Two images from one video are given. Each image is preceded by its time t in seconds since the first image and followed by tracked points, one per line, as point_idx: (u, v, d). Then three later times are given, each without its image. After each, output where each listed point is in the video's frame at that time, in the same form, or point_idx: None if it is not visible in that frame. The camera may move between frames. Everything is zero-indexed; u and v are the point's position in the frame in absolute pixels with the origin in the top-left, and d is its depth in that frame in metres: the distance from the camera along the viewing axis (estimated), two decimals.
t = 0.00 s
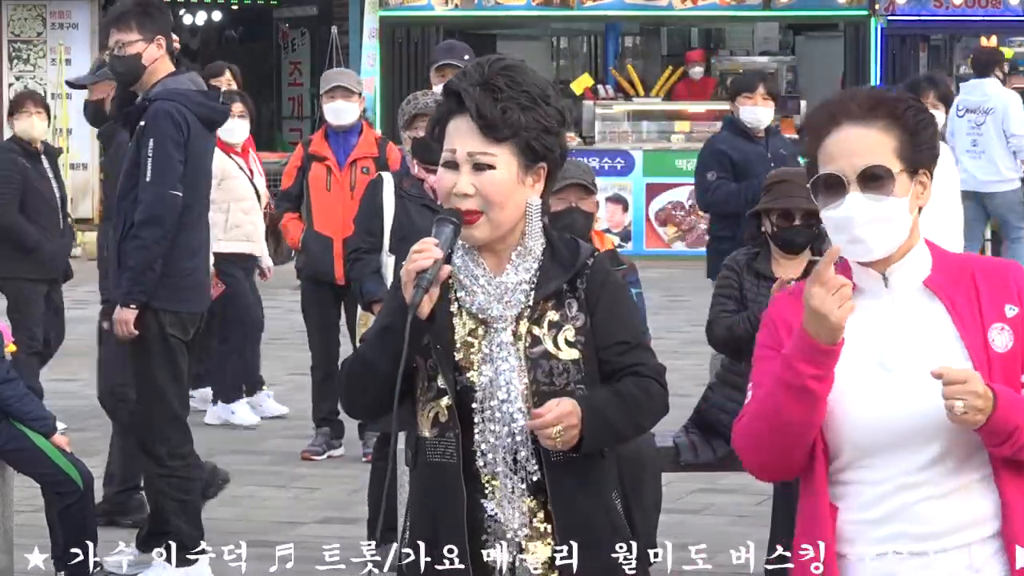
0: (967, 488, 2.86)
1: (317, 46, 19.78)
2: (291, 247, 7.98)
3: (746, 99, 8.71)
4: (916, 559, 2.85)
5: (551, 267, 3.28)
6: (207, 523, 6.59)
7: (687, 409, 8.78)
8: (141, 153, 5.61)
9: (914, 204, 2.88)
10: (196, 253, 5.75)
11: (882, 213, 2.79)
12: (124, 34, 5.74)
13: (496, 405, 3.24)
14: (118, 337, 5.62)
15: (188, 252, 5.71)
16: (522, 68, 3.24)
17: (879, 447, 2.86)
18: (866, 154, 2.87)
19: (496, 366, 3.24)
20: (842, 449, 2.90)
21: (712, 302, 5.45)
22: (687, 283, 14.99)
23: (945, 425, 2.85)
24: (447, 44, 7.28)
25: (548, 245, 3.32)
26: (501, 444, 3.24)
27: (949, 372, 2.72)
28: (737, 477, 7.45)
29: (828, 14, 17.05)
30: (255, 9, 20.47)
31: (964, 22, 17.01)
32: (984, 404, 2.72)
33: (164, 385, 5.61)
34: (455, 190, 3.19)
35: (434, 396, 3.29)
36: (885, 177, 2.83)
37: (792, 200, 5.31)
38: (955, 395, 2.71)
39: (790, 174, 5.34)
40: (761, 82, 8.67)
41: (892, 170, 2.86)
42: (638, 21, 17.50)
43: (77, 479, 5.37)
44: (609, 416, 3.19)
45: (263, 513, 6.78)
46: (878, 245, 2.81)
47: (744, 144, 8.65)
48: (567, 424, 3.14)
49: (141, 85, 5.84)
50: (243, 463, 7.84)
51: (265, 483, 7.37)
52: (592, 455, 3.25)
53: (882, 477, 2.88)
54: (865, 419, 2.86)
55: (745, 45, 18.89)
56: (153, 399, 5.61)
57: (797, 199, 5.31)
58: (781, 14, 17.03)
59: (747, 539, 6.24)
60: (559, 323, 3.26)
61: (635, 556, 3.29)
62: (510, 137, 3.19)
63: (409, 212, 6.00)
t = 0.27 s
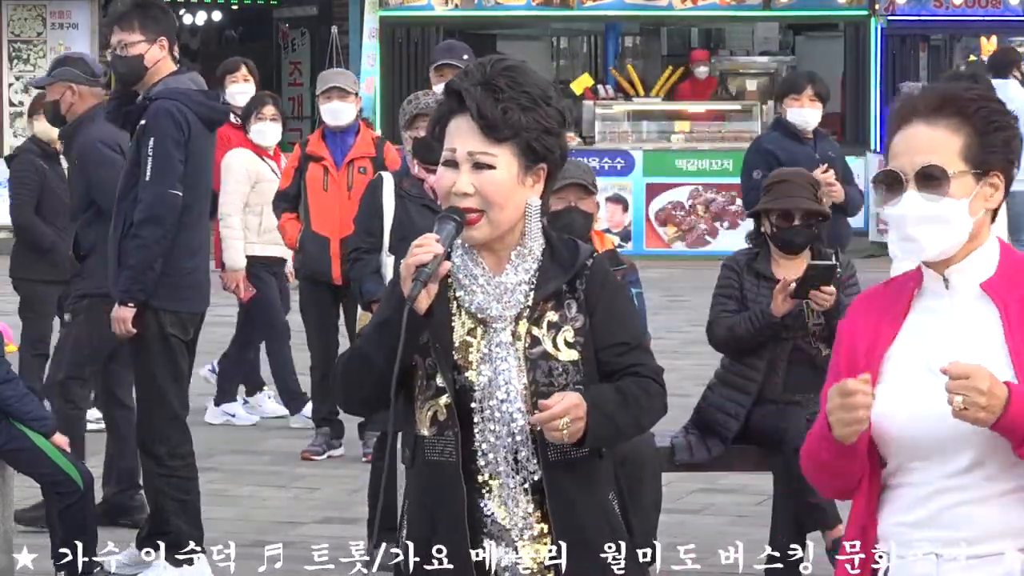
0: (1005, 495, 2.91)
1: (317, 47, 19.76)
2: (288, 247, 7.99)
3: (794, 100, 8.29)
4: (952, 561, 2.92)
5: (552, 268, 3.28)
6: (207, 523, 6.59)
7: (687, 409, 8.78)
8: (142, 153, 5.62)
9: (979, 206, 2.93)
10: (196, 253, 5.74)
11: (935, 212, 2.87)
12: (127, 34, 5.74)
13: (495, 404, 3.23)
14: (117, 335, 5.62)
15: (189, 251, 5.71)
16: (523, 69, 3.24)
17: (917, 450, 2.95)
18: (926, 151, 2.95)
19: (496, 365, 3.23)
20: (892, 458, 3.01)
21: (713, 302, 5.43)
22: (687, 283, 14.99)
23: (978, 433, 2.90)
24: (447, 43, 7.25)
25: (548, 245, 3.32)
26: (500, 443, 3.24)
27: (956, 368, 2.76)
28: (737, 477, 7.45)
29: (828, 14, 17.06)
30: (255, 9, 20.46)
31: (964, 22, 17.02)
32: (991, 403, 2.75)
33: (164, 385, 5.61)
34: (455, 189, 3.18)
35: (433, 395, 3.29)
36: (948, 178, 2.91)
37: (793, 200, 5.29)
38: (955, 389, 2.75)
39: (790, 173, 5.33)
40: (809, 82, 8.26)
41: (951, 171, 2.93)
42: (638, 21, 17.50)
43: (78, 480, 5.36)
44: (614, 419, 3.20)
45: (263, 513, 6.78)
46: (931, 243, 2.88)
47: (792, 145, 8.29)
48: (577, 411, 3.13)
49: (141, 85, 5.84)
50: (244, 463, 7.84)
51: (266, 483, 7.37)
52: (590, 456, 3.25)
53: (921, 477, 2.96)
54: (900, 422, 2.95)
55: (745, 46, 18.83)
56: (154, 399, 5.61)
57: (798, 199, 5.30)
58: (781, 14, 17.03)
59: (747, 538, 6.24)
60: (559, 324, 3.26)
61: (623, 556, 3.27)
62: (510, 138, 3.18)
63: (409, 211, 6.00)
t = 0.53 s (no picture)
0: (982, 505, 2.89)
1: (317, 46, 19.74)
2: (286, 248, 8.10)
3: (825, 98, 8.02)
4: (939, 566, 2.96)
5: (550, 270, 3.27)
6: (207, 523, 6.58)
7: (687, 409, 8.78)
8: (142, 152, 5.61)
9: (1006, 218, 2.90)
10: (196, 253, 5.74)
11: (952, 219, 2.85)
12: (128, 36, 5.74)
13: (487, 404, 3.23)
14: (117, 334, 5.62)
15: (189, 251, 5.71)
16: (531, 70, 3.23)
17: (905, 458, 3.02)
18: (958, 155, 2.92)
19: (488, 365, 3.23)
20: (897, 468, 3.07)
21: (714, 303, 5.42)
22: (687, 283, 14.99)
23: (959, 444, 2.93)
24: (445, 44, 7.23)
25: (551, 247, 3.31)
26: (492, 442, 3.23)
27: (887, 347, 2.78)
28: (736, 477, 7.44)
29: (828, 14, 17.05)
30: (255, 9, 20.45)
31: (964, 22, 17.01)
32: (918, 395, 2.78)
33: (164, 385, 5.60)
34: (457, 187, 3.19)
35: (427, 391, 3.30)
36: (975, 184, 2.89)
37: (792, 200, 5.28)
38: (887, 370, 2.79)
39: (790, 173, 5.33)
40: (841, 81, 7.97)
41: (979, 180, 2.89)
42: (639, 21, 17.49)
43: (78, 480, 5.36)
44: (598, 414, 3.17)
45: (263, 513, 6.77)
46: (948, 249, 2.88)
47: (826, 145, 7.95)
48: (562, 409, 3.11)
49: (141, 86, 5.83)
50: (243, 463, 7.83)
51: (265, 483, 7.36)
52: (584, 459, 3.23)
53: (911, 486, 3.01)
54: (891, 432, 3.05)
55: (745, 45, 18.92)
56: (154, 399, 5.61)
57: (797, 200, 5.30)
58: (781, 14, 17.03)
59: (746, 538, 6.24)
60: (555, 326, 3.25)
61: (613, 555, 3.27)
62: (513, 138, 3.18)
63: (408, 212, 6.00)
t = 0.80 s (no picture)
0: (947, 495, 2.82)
1: (317, 47, 19.73)
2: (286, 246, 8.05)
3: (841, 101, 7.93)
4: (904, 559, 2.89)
5: (554, 271, 3.25)
6: (207, 523, 6.59)
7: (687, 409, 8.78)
8: (140, 153, 5.61)
9: (985, 211, 2.86)
10: (196, 252, 5.75)
11: (937, 214, 2.81)
12: (129, 34, 5.74)
13: (483, 405, 3.23)
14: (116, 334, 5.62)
15: (188, 251, 5.71)
16: (542, 70, 3.21)
17: (873, 444, 2.95)
18: (944, 146, 2.87)
19: (486, 366, 3.23)
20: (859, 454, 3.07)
21: (716, 302, 5.42)
22: (687, 283, 15.00)
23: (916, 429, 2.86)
24: (444, 43, 7.21)
25: (558, 249, 3.30)
26: (488, 443, 3.24)
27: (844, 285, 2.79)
28: (737, 477, 7.44)
29: (828, 14, 17.05)
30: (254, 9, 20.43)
31: (964, 22, 17.00)
32: (864, 338, 2.77)
33: (164, 385, 5.61)
34: (463, 183, 3.19)
35: (428, 390, 3.32)
36: (958, 177, 2.85)
37: (791, 200, 5.28)
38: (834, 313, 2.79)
39: (789, 174, 5.33)
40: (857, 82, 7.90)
41: (967, 172, 2.85)
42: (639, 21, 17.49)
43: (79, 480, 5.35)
44: (587, 419, 3.12)
45: (263, 513, 6.78)
46: (931, 240, 2.84)
47: (846, 148, 7.94)
48: (543, 413, 3.06)
49: (139, 85, 5.84)
50: (243, 463, 7.83)
51: (266, 483, 7.36)
52: (581, 464, 3.21)
53: (877, 475, 2.95)
54: (861, 418, 2.98)
55: (744, 45, 18.97)
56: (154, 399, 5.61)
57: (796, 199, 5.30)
58: (781, 15, 17.02)
59: (746, 538, 6.24)
60: (556, 329, 3.23)
61: (603, 556, 3.22)
62: (520, 137, 3.17)
63: (408, 212, 6.01)
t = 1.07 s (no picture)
0: (903, 498, 2.81)
1: (317, 46, 19.73)
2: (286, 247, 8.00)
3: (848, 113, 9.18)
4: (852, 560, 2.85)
5: (564, 270, 3.26)
6: (207, 523, 6.59)
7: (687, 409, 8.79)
8: (139, 153, 5.61)
9: (919, 213, 2.86)
10: (196, 252, 5.75)
11: (882, 215, 2.79)
12: (129, 35, 5.74)
13: (492, 404, 3.22)
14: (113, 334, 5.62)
15: (188, 251, 5.71)
16: (549, 67, 3.22)
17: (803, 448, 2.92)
18: (881, 150, 2.86)
19: (496, 364, 3.23)
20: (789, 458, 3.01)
21: (713, 304, 5.46)
22: (687, 283, 15.00)
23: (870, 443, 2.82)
24: (444, 43, 7.19)
25: (568, 247, 3.31)
26: (497, 442, 3.23)
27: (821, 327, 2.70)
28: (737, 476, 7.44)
29: (828, 14, 17.04)
30: (254, 9, 20.42)
31: (964, 22, 16.98)
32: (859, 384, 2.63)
33: (164, 385, 5.60)
34: (475, 180, 3.18)
35: (437, 389, 3.32)
36: (900, 181, 2.84)
37: (790, 201, 5.26)
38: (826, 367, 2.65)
39: (788, 174, 5.28)
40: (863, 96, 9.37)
41: (906, 175, 2.85)
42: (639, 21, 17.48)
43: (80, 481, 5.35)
44: (598, 421, 3.11)
45: (263, 513, 6.78)
46: (873, 245, 2.81)
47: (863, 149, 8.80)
48: (543, 411, 3.06)
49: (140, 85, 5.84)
50: (243, 463, 7.83)
51: (266, 483, 7.36)
52: (592, 462, 3.21)
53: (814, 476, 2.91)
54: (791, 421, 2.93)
55: (744, 45, 18.91)
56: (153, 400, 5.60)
57: (794, 199, 5.27)
58: (781, 15, 17.01)
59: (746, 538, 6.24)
60: (566, 327, 3.23)
61: (593, 555, 3.19)
62: (531, 132, 3.17)
63: (407, 212, 6.01)
